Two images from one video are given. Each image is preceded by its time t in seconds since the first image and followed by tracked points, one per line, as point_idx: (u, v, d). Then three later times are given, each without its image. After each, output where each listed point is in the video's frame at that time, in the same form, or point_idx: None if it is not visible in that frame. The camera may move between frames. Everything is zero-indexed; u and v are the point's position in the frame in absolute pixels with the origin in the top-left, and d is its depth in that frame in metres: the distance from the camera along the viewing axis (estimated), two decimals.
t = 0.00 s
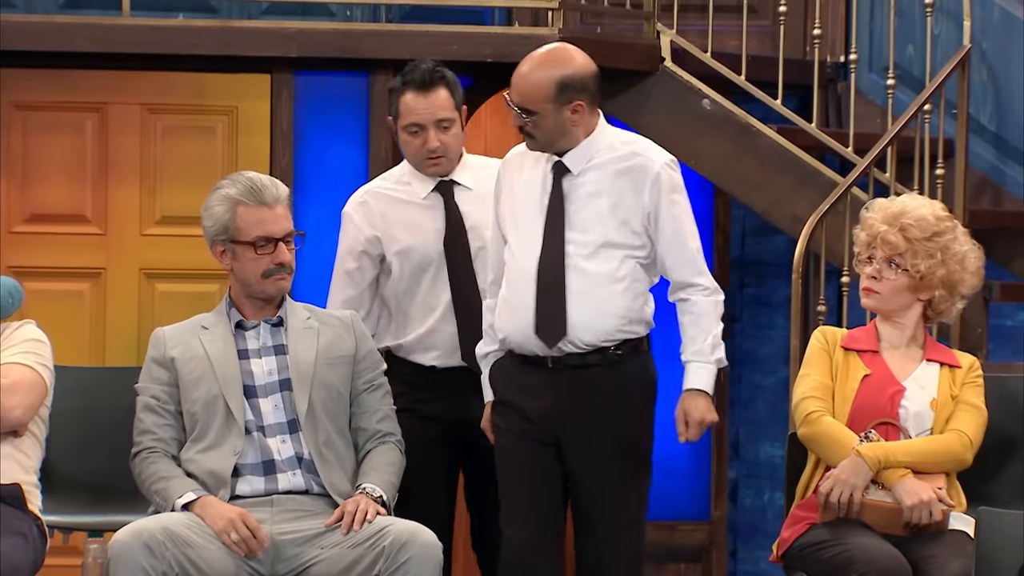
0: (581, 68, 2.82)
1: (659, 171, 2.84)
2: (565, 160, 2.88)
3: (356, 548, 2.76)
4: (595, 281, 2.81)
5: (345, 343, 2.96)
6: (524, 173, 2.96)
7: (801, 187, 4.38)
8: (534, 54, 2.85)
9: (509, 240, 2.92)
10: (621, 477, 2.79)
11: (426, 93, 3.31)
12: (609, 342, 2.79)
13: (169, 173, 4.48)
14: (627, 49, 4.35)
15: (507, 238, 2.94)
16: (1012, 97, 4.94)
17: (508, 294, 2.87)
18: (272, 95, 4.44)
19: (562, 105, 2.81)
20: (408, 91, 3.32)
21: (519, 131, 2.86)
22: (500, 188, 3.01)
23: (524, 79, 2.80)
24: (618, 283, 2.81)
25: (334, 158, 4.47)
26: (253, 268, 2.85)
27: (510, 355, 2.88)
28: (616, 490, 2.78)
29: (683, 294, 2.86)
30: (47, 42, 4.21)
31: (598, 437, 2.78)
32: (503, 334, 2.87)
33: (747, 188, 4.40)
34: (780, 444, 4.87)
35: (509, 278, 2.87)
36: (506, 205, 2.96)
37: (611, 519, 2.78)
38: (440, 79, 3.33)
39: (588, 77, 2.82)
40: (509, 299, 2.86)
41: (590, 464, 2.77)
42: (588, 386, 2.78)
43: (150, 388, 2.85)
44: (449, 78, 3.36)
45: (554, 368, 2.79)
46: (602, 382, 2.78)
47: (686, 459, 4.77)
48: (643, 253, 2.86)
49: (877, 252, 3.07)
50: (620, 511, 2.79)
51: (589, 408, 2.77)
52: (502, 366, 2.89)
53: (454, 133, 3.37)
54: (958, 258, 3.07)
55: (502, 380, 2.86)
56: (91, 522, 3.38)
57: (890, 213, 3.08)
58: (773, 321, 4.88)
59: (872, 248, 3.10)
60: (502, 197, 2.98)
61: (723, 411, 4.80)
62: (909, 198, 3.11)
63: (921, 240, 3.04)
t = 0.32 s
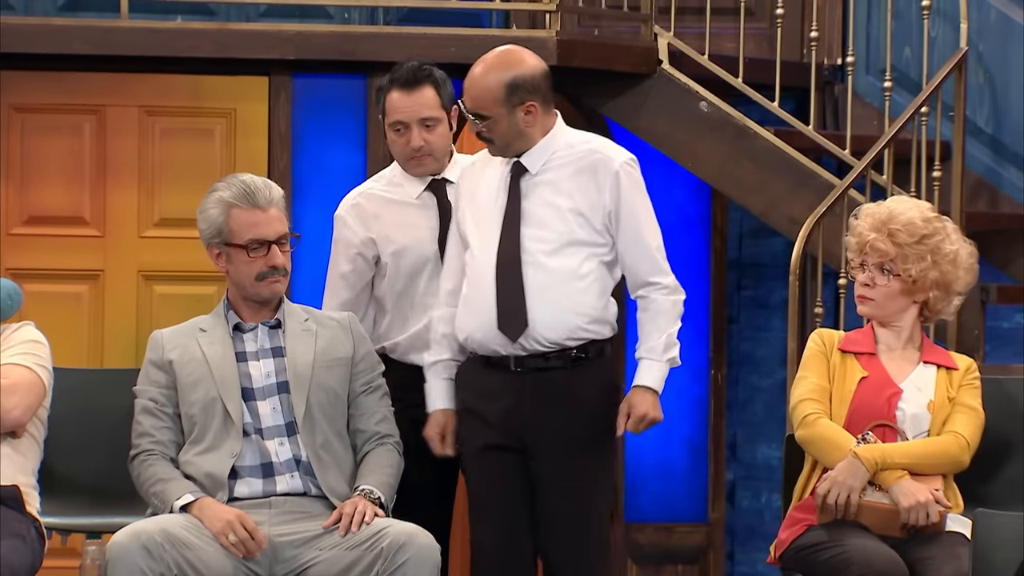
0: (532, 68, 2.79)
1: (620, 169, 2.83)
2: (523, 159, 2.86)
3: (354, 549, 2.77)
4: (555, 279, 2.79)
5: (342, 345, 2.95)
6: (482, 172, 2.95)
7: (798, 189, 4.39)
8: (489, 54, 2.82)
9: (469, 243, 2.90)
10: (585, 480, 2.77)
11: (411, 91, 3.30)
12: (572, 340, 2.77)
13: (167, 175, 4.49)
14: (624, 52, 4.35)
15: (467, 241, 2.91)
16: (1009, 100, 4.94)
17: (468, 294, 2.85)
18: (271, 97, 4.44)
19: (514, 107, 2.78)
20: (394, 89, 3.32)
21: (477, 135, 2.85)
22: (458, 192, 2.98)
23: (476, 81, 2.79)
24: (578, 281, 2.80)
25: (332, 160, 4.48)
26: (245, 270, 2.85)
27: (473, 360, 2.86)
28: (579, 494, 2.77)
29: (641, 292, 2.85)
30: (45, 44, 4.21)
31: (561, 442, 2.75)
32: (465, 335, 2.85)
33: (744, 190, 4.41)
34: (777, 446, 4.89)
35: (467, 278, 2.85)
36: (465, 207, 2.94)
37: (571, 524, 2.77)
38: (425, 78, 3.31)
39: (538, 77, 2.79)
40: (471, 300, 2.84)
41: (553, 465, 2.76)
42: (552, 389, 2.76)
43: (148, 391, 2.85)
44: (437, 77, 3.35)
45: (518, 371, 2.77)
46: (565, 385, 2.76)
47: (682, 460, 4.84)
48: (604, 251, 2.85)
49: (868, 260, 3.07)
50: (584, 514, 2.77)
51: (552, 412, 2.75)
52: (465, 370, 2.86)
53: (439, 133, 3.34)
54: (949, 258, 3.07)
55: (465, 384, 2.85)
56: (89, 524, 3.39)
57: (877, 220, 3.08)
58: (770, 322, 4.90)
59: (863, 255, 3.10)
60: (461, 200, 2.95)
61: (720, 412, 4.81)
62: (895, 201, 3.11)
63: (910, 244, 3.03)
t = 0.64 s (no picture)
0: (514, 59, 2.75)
1: (592, 166, 2.80)
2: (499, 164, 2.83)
3: (356, 549, 2.78)
4: (533, 285, 2.78)
5: (343, 342, 2.96)
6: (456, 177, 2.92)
7: (800, 191, 4.39)
8: (467, 53, 2.75)
9: (444, 248, 2.89)
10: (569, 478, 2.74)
11: (440, 99, 3.35)
12: (552, 346, 2.76)
13: (171, 177, 4.51)
14: (627, 53, 4.35)
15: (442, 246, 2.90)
16: (1011, 103, 4.95)
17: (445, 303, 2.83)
18: (274, 99, 4.45)
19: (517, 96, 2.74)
20: (426, 96, 3.37)
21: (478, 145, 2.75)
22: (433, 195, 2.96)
23: (468, 81, 2.69)
24: (556, 286, 2.78)
25: (335, 163, 4.48)
26: (242, 268, 2.85)
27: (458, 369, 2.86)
28: (564, 492, 2.74)
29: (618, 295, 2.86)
30: (47, 46, 4.22)
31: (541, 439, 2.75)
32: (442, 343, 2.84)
33: (747, 192, 4.41)
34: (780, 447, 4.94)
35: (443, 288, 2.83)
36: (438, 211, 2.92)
37: (551, 523, 2.73)
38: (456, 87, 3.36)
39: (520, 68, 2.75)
40: (447, 308, 2.83)
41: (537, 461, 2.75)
42: (535, 390, 2.75)
43: (148, 391, 2.86)
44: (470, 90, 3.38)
45: (498, 374, 2.78)
46: (547, 385, 2.75)
47: (685, 460, 4.85)
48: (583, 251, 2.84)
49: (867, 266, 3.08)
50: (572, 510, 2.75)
51: (534, 412, 2.75)
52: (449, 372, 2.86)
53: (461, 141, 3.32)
54: (948, 258, 3.08)
55: (457, 389, 2.85)
56: (93, 525, 3.43)
57: (874, 224, 3.08)
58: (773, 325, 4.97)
59: (862, 261, 3.11)
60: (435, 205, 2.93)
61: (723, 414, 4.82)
62: (890, 203, 3.12)
63: (909, 247, 3.04)
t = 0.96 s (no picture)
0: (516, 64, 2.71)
1: (591, 176, 2.81)
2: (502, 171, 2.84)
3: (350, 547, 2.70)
4: (532, 292, 2.76)
5: (330, 325, 2.94)
6: (453, 182, 2.92)
7: (802, 191, 4.41)
8: (473, 59, 2.71)
9: (440, 254, 2.87)
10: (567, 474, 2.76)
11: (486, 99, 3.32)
12: (552, 354, 2.75)
13: (175, 177, 4.54)
14: (629, 54, 4.36)
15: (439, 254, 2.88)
16: (1013, 103, 4.96)
17: (444, 309, 2.81)
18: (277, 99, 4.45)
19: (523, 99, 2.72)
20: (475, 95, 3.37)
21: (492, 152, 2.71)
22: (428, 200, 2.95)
23: (482, 90, 2.64)
24: (555, 294, 2.76)
25: (338, 163, 4.48)
26: (235, 253, 2.84)
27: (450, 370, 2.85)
28: (564, 495, 2.75)
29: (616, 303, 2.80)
30: (51, 46, 4.23)
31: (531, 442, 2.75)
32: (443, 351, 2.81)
33: (749, 192, 4.43)
34: (781, 447, 4.96)
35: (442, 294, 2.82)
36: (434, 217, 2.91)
37: (551, 521, 2.73)
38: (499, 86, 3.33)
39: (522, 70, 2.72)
40: (446, 315, 2.81)
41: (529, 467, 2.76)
42: (536, 395, 2.75)
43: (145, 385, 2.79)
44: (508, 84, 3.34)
45: (494, 380, 2.76)
46: (547, 390, 2.75)
47: (686, 460, 4.86)
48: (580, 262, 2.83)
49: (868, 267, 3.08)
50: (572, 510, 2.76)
51: (534, 416, 2.75)
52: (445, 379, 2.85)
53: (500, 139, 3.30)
54: (948, 258, 3.09)
55: (447, 396, 2.85)
56: (97, 524, 3.46)
57: (874, 224, 3.10)
58: (774, 324, 4.98)
59: (863, 262, 3.11)
60: (432, 214, 2.93)
61: (725, 414, 4.82)
62: (891, 204, 3.13)
63: (909, 248, 3.05)
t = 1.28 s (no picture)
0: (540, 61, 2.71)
1: (607, 175, 2.81)
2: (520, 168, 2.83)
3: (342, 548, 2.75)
4: (545, 291, 2.77)
5: (320, 317, 2.91)
6: (467, 176, 2.89)
7: (801, 191, 4.41)
8: (498, 55, 2.70)
9: (454, 251, 2.86)
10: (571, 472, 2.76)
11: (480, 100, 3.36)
12: (564, 352, 2.76)
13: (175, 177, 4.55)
14: (629, 54, 4.37)
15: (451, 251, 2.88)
16: (1013, 103, 4.96)
17: (457, 306, 2.81)
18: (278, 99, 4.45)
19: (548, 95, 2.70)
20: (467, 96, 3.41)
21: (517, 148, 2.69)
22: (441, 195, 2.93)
23: (508, 85, 2.63)
24: (568, 294, 2.77)
25: (338, 163, 4.49)
26: (238, 259, 2.76)
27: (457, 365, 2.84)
28: (570, 499, 2.76)
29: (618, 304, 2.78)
30: (52, 47, 4.24)
31: (540, 444, 2.75)
32: (454, 347, 2.81)
33: (749, 192, 4.43)
34: (781, 447, 4.97)
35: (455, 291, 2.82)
36: (449, 212, 2.89)
37: (560, 539, 2.75)
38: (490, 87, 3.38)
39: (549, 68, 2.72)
40: (458, 311, 2.81)
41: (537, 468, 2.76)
42: (548, 396, 2.75)
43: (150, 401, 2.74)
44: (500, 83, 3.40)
45: (504, 379, 2.76)
46: (558, 389, 2.75)
47: (686, 460, 4.87)
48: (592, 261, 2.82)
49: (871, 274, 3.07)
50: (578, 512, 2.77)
51: (545, 416, 2.75)
52: (453, 378, 2.84)
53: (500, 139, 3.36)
54: (948, 258, 3.09)
55: (453, 393, 2.82)
56: (97, 524, 3.48)
57: (873, 229, 3.08)
58: (774, 324, 5.00)
59: (864, 268, 3.10)
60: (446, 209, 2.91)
61: (725, 414, 4.83)
62: (888, 207, 3.13)
63: (912, 252, 3.04)
